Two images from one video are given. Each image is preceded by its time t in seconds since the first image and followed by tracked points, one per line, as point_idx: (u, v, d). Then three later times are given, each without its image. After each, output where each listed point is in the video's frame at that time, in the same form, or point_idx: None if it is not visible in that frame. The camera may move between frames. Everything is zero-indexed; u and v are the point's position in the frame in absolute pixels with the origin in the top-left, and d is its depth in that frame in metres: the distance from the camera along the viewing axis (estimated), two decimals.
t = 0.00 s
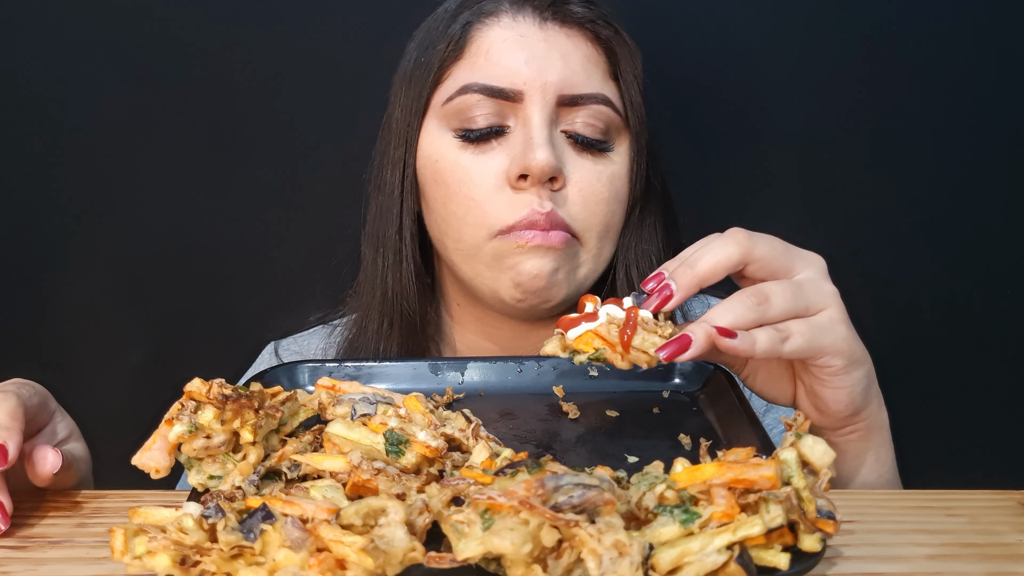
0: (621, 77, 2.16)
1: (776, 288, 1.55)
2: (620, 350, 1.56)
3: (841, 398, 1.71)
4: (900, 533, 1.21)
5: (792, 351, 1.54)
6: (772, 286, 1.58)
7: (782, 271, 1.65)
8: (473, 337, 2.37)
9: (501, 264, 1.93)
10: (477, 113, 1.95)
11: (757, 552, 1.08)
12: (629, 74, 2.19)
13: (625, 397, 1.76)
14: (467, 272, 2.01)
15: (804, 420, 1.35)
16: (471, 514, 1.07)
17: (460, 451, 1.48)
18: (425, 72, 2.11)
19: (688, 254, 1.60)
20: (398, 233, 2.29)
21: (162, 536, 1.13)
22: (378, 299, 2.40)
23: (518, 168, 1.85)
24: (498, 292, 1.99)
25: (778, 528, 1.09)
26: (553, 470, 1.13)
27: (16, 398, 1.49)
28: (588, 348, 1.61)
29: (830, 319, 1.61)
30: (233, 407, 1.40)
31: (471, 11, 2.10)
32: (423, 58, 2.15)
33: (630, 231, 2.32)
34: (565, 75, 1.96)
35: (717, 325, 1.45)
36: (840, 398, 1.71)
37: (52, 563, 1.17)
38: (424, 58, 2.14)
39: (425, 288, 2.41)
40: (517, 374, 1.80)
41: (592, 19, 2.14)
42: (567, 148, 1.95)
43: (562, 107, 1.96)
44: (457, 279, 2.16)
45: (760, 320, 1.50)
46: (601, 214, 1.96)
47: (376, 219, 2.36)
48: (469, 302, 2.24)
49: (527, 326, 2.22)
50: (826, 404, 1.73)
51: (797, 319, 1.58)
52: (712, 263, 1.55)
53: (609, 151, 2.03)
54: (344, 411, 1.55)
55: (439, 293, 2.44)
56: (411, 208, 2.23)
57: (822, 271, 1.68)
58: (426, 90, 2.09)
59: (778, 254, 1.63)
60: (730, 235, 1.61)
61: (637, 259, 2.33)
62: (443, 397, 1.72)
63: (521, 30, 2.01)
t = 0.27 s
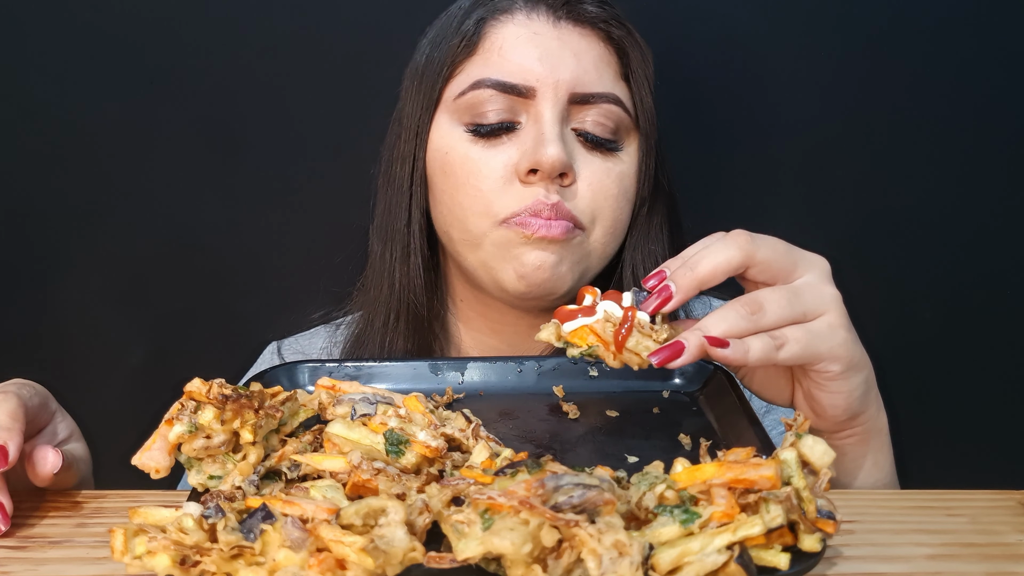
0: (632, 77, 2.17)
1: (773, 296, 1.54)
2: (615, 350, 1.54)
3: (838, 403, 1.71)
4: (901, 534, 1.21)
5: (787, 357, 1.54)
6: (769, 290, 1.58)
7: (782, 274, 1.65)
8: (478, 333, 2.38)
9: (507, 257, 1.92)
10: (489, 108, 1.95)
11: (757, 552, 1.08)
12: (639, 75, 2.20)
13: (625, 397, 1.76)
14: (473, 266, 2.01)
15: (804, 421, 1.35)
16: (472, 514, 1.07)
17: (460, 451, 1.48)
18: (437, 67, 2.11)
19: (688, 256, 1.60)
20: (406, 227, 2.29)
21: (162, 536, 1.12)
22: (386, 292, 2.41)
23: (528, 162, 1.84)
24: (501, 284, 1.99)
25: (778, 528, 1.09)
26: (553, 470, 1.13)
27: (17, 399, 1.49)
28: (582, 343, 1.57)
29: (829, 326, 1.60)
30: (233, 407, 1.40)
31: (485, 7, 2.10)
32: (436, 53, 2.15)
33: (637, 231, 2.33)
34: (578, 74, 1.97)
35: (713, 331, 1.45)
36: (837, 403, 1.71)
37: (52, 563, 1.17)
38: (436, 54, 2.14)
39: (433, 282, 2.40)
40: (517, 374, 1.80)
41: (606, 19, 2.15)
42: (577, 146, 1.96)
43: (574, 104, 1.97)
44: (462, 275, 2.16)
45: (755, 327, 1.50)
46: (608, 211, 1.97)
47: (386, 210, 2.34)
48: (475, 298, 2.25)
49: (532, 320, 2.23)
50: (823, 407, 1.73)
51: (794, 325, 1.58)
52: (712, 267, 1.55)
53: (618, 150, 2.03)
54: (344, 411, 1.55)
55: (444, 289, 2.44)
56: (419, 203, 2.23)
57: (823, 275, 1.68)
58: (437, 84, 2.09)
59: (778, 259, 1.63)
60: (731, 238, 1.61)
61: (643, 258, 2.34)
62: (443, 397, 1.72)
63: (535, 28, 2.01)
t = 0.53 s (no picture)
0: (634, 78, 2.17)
1: (773, 280, 1.56)
2: (618, 327, 1.53)
3: (835, 395, 1.71)
4: (900, 534, 1.21)
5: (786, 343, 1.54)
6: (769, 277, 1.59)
7: (779, 264, 1.67)
8: (480, 333, 2.38)
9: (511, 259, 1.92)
10: (493, 108, 1.95)
11: (756, 552, 1.08)
12: (642, 75, 2.20)
13: (625, 397, 1.76)
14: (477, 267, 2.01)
15: (804, 420, 1.35)
16: (471, 514, 1.07)
17: (460, 451, 1.48)
18: (440, 67, 2.11)
19: (686, 243, 1.62)
20: (410, 227, 2.28)
21: (162, 536, 1.12)
22: (390, 290, 2.41)
23: (533, 163, 1.84)
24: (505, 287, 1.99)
25: (778, 528, 1.09)
26: (553, 470, 1.13)
27: (17, 399, 1.49)
28: (585, 323, 1.56)
29: (825, 314, 1.61)
30: (233, 407, 1.40)
31: (488, 7, 2.10)
32: (439, 53, 2.15)
33: (640, 230, 2.33)
34: (582, 74, 1.97)
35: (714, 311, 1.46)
36: (834, 395, 1.70)
37: (52, 563, 1.17)
38: (440, 53, 2.14)
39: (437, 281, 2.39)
40: (517, 374, 1.80)
41: (609, 19, 2.15)
42: (581, 147, 1.96)
43: (578, 105, 1.97)
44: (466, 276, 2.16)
45: (756, 310, 1.51)
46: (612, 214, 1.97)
47: (390, 208, 2.34)
48: (477, 299, 2.25)
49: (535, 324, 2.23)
50: (821, 400, 1.73)
51: (793, 311, 1.58)
52: (711, 251, 1.57)
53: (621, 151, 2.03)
54: (344, 411, 1.55)
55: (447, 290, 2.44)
56: (423, 204, 2.23)
57: (821, 267, 1.69)
58: (441, 84, 2.09)
59: (775, 247, 1.65)
60: (728, 225, 1.63)
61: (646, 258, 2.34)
62: (443, 397, 1.72)
63: (539, 28, 2.01)
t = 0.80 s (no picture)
0: (635, 77, 2.17)
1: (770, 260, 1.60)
2: (626, 309, 1.47)
3: (839, 376, 1.69)
4: (900, 534, 1.21)
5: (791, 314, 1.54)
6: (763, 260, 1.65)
7: (769, 250, 1.74)
8: (480, 333, 2.39)
9: (511, 258, 1.92)
10: (493, 107, 1.95)
11: (757, 552, 1.08)
12: (643, 74, 2.20)
13: (625, 397, 1.76)
14: (478, 267, 2.01)
15: (804, 420, 1.35)
16: (471, 514, 1.07)
17: (460, 451, 1.48)
18: (440, 67, 2.11)
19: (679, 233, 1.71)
20: (410, 229, 2.29)
21: (162, 536, 1.12)
22: (390, 291, 2.40)
23: (533, 161, 1.84)
24: (506, 288, 1.99)
25: (778, 528, 1.09)
26: (553, 470, 1.13)
27: (17, 400, 1.49)
28: (591, 314, 1.49)
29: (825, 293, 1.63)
30: (233, 407, 1.40)
31: (488, 7, 2.10)
32: (438, 53, 2.15)
33: (641, 230, 2.33)
34: (581, 73, 1.96)
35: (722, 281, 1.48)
36: (838, 375, 1.69)
37: (52, 563, 1.17)
38: (439, 53, 2.14)
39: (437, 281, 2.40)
40: (517, 374, 1.80)
41: (609, 19, 2.15)
42: (581, 145, 1.95)
43: (578, 104, 1.97)
44: (467, 275, 2.16)
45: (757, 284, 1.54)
46: (613, 212, 1.97)
47: (390, 209, 2.34)
48: (478, 299, 2.26)
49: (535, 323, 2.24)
50: (825, 384, 1.71)
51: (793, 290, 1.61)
52: (703, 237, 1.66)
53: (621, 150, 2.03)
54: (344, 411, 1.55)
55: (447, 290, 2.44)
56: (423, 205, 2.23)
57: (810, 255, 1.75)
58: (441, 84, 2.09)
59: (764, 233, 1.74)
60: (716, 213, 1.74)
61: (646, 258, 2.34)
62: (443, 397, 1.72)
63: (539, 28, 2.01)
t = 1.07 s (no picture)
0: (632, 77, 2.17)
1: (759, 254, 1.61)
2: (616, 301, 1.47)
3: (834, 366, 1.70)
4: (900, 534, 1.21)
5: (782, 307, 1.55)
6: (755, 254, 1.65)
7: (762, 245, 1.74)
8: (480, 333, 2.39)
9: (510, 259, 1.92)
10: (490, 108, 1.95)
11: (756, 552, 1.08)
12: (640, 73, 2.20)
13: (625, 397, 1.76)
14: (476, 267, 2.01)
15: (804, 420, 1.35)
16: (471, 514, 1.07)
17: (460, 451, 1.48)
18: (437, 68, 2.11)
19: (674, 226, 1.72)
20: (408, 230, 2.28)
21: (162, 536, 1.12)
22: (389, 292, 2.40)
23: (530, 162, 1.84)
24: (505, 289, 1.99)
25: (778, 528, 1.09)
26: (553, 470, 1.13)
27: (17, 400, 1.49)
28: (581, 303, 1.49)
29: (817, 283, 1.64)
30: (233, 407, 1.40)
31: (484, 8, 2.10)
32: (435, 54, 2.15)
33: (640, 229, 2.33)
34: (578, 73, 1.96)
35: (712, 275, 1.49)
36: (833, 366, 1.69)
37: (52, 563, 1.17)
38: (436, 54, 2.14)
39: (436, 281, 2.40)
40: (517, 374, 1.80)
41: (606, 18, 2.15)
42: (579, 145, 1.95)
43: (575, 104, 1.97)
44: (466, 276, 2.16)
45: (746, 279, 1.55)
46: (612, 212, 1.97)
47: (388, 211, 2.34)
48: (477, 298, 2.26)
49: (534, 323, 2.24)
50: (820, 375, 1.72)
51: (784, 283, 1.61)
52: (697, 230, 1.67)
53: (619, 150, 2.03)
54: (344, 411, 1.55)
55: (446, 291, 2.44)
56: (421, 206, 2.23)
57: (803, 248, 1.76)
58: (438, 85, 2.09)
59: (758, 228, 1.74)
60: (711, 207, 1.74)
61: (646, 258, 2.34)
62: (443, 397, 1.72)
63: (535, 28, 2.01)
